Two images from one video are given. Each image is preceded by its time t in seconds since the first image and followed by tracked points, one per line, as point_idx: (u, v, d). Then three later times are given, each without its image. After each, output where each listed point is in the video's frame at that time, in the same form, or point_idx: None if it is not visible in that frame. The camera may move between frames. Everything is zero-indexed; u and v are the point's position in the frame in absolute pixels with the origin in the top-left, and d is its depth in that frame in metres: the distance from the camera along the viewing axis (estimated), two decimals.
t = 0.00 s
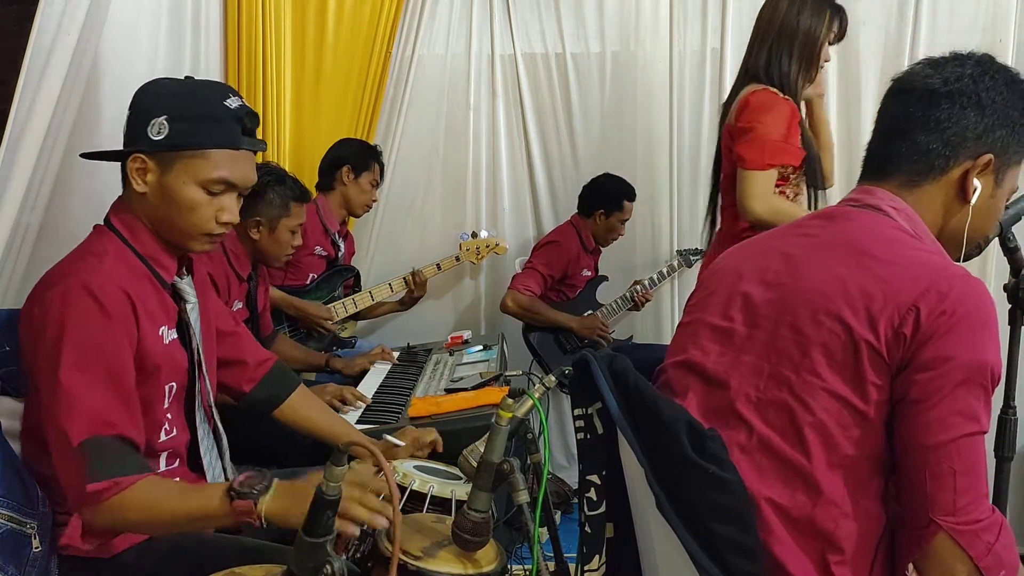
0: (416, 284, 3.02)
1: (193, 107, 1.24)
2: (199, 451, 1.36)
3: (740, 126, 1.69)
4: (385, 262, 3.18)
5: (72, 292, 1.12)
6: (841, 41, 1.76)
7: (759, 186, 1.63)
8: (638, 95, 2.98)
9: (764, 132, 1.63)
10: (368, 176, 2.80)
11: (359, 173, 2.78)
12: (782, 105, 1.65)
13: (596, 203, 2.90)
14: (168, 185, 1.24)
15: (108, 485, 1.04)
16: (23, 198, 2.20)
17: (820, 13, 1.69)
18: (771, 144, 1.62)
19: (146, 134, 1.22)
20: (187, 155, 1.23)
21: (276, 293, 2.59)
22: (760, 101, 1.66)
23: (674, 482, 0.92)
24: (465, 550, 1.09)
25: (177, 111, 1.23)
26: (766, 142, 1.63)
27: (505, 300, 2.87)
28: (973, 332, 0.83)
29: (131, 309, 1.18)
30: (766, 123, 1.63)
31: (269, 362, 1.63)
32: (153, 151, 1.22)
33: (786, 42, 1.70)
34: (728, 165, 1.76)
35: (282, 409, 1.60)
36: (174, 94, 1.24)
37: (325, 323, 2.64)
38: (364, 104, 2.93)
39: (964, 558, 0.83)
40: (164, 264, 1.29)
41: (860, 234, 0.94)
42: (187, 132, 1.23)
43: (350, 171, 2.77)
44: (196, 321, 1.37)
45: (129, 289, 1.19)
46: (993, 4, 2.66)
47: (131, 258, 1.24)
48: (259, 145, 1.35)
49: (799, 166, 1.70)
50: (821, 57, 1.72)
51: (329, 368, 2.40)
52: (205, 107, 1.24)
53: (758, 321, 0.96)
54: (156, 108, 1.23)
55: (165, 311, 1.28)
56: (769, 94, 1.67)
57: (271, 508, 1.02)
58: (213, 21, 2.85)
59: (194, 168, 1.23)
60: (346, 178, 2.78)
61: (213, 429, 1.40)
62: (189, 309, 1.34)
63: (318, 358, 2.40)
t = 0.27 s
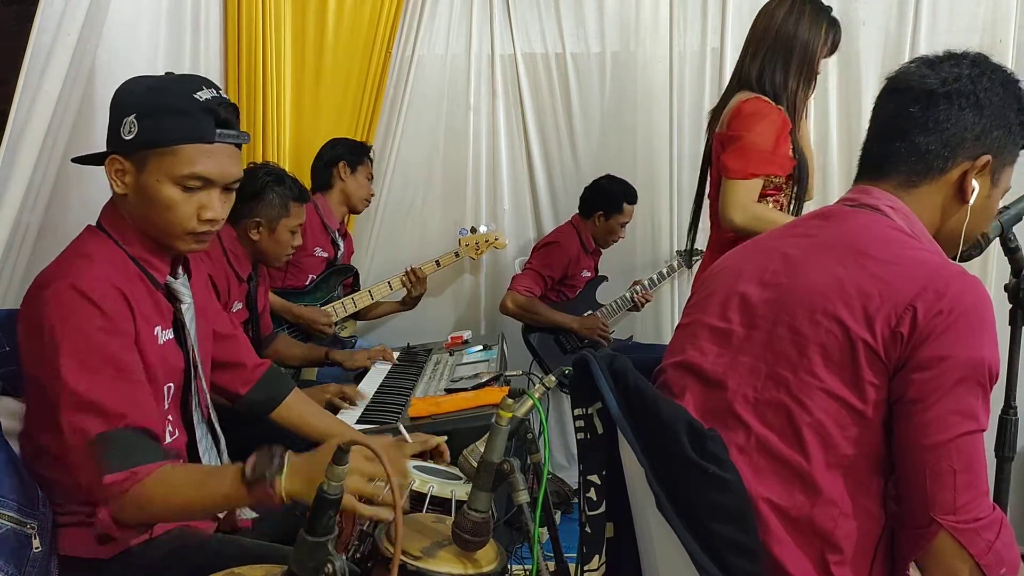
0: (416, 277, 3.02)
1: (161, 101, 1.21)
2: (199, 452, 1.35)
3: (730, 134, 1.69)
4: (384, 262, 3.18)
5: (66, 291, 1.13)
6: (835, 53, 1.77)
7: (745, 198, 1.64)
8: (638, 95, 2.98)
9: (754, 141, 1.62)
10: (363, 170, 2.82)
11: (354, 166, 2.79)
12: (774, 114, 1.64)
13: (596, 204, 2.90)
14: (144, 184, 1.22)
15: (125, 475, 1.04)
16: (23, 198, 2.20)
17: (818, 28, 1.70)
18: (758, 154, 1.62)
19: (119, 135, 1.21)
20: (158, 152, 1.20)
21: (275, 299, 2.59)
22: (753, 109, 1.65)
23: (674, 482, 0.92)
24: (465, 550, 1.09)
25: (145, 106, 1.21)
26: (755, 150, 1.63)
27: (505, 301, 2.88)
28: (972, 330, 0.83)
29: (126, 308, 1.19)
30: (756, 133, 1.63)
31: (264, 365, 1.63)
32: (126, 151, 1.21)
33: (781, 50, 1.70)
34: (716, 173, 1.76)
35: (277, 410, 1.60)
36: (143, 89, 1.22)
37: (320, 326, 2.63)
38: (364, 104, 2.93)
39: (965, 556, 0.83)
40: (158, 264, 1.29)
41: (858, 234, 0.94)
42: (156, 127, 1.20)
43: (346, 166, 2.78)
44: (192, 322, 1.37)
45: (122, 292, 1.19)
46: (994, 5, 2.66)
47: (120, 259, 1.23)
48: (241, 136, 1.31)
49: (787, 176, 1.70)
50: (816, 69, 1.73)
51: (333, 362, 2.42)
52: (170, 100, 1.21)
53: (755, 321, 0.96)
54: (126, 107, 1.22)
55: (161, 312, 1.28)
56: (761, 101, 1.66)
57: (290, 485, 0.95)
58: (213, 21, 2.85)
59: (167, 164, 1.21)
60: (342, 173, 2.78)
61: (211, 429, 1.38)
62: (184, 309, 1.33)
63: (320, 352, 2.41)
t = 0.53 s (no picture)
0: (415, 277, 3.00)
1: (161, 106, 1.21)
2: (193, 458, 1.36)
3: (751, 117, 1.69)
4: (385, 261, 3.18)
5: (57, 302, 1.12)
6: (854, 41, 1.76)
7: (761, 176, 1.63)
8: (638, 95, 2.98)
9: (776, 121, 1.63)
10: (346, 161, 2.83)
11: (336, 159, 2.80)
12: (796, 97, 1.65)
13: (596, 204, 2.90)
14: (146, 189, 1.22)
15: (71, 489, 1.02)
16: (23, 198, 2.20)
17: (839, 13, 1.70)
18: (779, 134, 1.62)
19: (120, 139, 1.21)
20: (161, 157, 1.20)
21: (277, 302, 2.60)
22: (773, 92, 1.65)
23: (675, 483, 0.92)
24: (465, 550, 1.09)
25: (145, 111, 1.21)
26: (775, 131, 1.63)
27: (504, 302, 2.87)
28: (970, 331, 0.83)
29: (116, 319, 1.17)
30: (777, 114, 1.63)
31: (274, 361, 1.62)
32: (128, 156, 1.21)
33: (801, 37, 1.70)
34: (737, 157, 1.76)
35: (286, 407, 1.60)
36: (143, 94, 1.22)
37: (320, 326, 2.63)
38: (364, 104, 2.94)
39: (965, 558, 0.83)
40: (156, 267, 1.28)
41: (855, 235, 0.94)
42: (156, 132, 1.20)
43: (328, 159, 2.79)
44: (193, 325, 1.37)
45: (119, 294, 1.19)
46: (994, 5, 2.66)
47: (120, 265, 1.23)
48: (242, 139, 1.31)
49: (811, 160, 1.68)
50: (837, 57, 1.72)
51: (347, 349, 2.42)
52: (170, 104, 1.21)
53: (752, 322, 0.97)
54: (126, 111, 1.21)
55: (157, 317, 1.28)
56: (782, 85, 1.67)
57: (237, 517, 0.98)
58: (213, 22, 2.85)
59: (169, 170, 1.21)
60: (326, 167, 2.79)
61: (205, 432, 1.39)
62: (184, 312, 1.33)
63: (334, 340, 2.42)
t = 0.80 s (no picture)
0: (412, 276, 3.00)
1: (158, 106, 1.21)
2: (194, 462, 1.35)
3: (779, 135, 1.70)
4: (385, 260, 3.18)
5: (53, 305, 1.12)
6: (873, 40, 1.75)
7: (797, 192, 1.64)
8: (638, 95, 2.98)
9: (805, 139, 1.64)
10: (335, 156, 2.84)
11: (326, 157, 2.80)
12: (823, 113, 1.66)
13: (597, 204, 2.89)
14: (144, 189, 1.22)
15: (60, 500, 1.01)
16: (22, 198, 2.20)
17: (854, 19, 1.70)
18: (810, 150, 1.63)
19: (117, 141, 1.22)
20: (158, 158, 1.20)
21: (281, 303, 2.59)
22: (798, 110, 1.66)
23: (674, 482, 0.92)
24: (466, 550, 1.09)
25: (142, 111, 1.21)
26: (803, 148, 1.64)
27: (504, 302, 2.86)
28: (959, 327, 0.83)
29: (113, 320, 1.17)
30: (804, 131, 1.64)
31: (274, 364, 1.62)
32: (126, 157, 1.21)
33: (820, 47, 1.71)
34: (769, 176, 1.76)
35: (286, 411, 1.60)
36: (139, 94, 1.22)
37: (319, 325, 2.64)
38: (364, 104, 2.94)
39: (963, 555, 0.84)
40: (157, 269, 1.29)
41: (845, 233, 0.94)
42: (154, 132, 1.20)
43: (319, 158, 2.78)
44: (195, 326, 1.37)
45: (116, 296, 1.19)
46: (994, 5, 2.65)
47: (121, 268, 1.23)
48: (241, 138, 1.31)
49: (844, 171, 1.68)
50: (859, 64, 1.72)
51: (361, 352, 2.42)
52: (167, 104, 1.21)
53: (744, 322, 0.97)
54: (124, 113, 1.22)
55: (158, 320, 1.29)
56: (806, 101, 1.68)
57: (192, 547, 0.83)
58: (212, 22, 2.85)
59: (167, 170, 1.21)
60: (316, 165, 2.78)
61: (206, 434, 1.38)
62: (184, 314, 1.33)
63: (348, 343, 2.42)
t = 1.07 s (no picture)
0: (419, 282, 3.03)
1: (147, 109, 1.20)
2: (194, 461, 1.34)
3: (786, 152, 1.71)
4: (385, 261, 3.18)
5: (67, 303, 1.12)
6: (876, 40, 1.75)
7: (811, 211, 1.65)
8: (638, 95, 2.98)
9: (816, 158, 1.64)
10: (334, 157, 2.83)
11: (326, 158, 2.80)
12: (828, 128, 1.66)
13: (597, 204, 2.89)
14: (139, 192, 1.22)
15: (142, 494, 1.08)
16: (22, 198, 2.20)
17: (851, 23, 1.69)
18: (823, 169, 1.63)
19: (109, 145, 1.21)
20: (151, 159, 1.20)
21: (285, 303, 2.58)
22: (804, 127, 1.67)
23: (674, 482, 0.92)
24: (465, 550, 1.09)
25: (132, 115, 1.20)
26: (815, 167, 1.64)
27: (505, 301, 2.87)
28: (961, 326, 0.83)
29: (127, 317, 1.18)
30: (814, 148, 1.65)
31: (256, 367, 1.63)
32: (118, 161, 1.21)
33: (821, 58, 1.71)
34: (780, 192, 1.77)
35: (265, 414, 1.61)
36: (128, 97, 1.22)
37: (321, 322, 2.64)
38: (364, 105, 2.94)
39: (965, 553, 0.84)
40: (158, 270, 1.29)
41: (848, 232, 0.94)
42: (145, 135, 1.20)
43: (319, 159, 2.77)
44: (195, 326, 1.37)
45: (127, 295, 1.20)
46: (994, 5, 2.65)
47: (122, 267, 1.23)
48: (234, 135, 1.30)
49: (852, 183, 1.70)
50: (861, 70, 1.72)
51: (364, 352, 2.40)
52: (155, 105, 1.20)
53: (745, 322, 0.97)
54: (114, 117, 1.21)
55: (162, 320, 1.29)
56: (811, 116, 1.68)
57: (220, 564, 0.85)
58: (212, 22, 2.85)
59: (160, 171, 1.21)
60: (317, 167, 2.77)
61: (207, 433, 1.37)
62: (186, 314, 1.34)
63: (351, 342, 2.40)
